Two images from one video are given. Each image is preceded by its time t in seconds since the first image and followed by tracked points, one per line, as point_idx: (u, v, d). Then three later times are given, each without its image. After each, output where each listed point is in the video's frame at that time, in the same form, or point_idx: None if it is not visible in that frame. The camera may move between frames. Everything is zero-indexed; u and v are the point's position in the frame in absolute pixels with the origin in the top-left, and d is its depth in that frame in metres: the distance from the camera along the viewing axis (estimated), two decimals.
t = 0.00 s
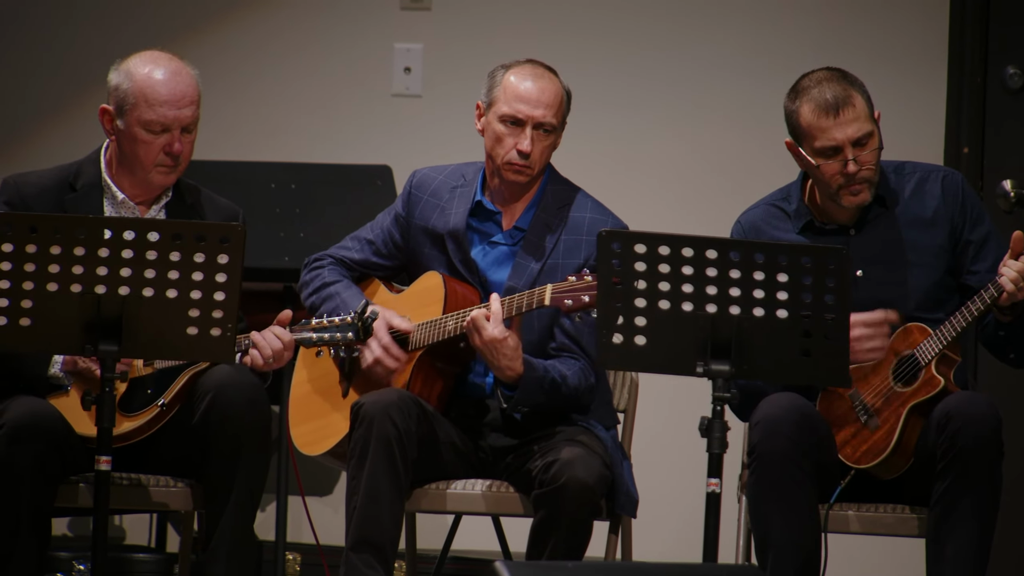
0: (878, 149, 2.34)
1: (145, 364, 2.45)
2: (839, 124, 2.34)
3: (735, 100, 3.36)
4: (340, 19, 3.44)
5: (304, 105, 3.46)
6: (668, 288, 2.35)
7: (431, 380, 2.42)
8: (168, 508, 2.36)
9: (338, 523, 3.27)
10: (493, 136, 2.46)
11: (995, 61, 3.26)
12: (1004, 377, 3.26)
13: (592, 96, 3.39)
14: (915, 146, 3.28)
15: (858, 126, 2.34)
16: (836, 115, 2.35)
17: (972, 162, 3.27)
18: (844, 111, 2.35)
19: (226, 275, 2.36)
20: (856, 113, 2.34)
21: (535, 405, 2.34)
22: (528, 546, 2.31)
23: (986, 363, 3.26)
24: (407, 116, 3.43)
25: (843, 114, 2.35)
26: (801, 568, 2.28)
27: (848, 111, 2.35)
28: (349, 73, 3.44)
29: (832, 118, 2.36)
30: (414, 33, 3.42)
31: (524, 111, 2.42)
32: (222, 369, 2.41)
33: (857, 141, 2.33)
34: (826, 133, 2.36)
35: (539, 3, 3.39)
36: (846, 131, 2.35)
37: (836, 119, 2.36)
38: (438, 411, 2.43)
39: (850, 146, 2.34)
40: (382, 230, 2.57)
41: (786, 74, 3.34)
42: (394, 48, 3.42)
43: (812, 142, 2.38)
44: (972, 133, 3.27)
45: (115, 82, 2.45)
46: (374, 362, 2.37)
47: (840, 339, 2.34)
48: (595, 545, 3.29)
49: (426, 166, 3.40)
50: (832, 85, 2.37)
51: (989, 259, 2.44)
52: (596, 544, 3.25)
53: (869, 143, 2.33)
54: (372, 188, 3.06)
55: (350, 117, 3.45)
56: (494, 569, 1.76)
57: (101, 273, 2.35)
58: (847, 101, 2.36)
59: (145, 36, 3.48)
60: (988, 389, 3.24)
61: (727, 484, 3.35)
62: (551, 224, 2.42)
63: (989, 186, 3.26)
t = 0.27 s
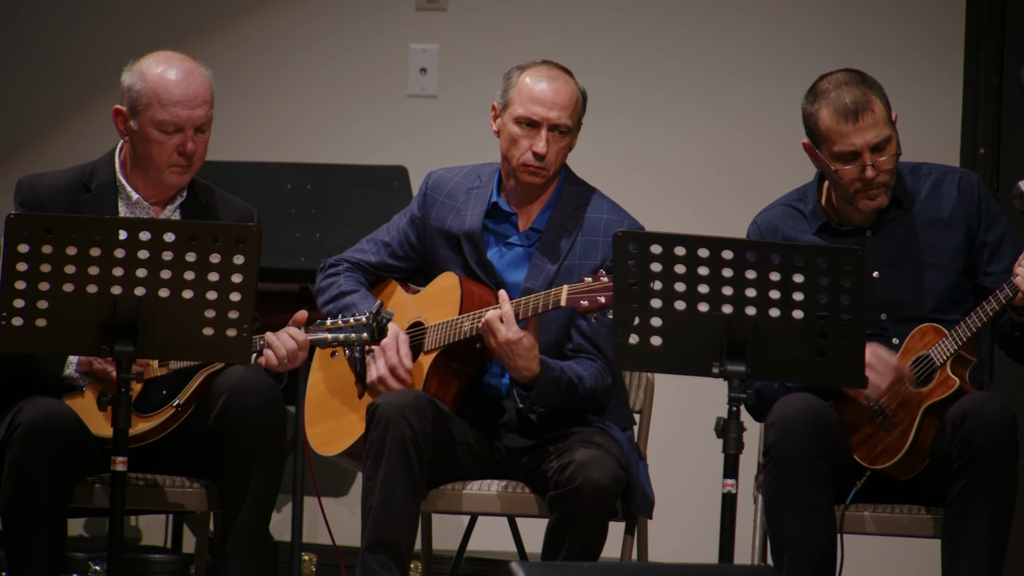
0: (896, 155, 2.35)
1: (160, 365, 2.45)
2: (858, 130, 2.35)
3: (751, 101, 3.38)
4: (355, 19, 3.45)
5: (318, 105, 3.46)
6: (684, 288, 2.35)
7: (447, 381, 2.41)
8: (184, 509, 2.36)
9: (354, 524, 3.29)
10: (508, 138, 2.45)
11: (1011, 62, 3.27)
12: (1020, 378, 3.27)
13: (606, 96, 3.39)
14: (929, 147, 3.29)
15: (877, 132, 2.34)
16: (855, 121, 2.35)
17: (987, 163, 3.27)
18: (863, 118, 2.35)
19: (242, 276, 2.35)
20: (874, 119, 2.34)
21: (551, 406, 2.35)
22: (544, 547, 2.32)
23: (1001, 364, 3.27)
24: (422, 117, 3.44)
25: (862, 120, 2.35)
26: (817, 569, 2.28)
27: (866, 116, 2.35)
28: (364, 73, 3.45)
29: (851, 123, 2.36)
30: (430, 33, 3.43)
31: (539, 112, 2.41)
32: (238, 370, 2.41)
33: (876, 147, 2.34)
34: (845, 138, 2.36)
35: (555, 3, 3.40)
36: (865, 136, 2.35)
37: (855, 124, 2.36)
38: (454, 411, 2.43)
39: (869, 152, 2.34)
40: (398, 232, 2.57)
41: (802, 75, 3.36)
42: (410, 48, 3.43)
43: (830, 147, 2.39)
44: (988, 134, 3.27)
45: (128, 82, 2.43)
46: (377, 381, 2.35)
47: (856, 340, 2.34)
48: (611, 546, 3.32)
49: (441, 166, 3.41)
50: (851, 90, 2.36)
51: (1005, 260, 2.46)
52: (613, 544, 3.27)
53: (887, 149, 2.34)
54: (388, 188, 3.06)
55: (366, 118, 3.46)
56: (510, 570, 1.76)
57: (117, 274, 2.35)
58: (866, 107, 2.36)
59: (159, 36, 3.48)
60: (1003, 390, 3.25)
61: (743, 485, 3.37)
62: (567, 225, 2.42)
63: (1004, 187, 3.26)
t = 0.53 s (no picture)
0: (912, 154, 2.35)
1: (175, 366, 2.45)
2: (875, 128, 2.35)
3: (763, 101, 3.38)
4: (370, 20, 3.47)
5: (334, 104, 3.50)
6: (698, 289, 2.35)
7: (461, 382, 2.42)
8: (198, 510, 2.36)
9: (368, 525, 3.31)
10: (522, 140, 2.45)
11: None
12: None
13: (618, 95, 3.41)
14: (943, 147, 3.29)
15: (894, 129, 2.35)
16: (872, 118, 2.36)
17: (1002, 163, 3.28)
18: (880, 115, 2.36)
19: (256, 276, 2.35)
20: (892, 117, 2.35)
21: (565, 407, 2.34)
22: (558, 548, 2.31)
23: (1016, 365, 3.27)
24: (437, 117, 3.47)
25: (879, 117, 2.36)
26: (831, 570, 2.28)
27: (883, 114, 2.36)
28: (380, 73, 3.48)
29: (868, 121, 2.37)
30: (444, 34, 3.45)
31: (552, 115, 2.41)
32: (252, 370, 2.42)
33: (892, 146, 2.34)
34: (861, 136, 2.37)
35: (568, 3, 3.41)
36: (882, 134, 2.36)
37: (872, 122, 2.37)
38: (468, 412, 2.43)
39: (885, 151, 2.35)
40: (412, 233, 2.57)
41: (815, 74, 3.35)
42: (424, 49, 3.45)
43: (847, 146, 2.39)
44: (1002, 135, 3.28)
45: (143, 83, 2.44)
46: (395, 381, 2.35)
47: (870, 341, 2.34)
48: (624, 547, 3.33)
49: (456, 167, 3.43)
50: (868, 88, 2.37)
51: (1020, 261, 2.44)
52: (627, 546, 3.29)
53: (904, 148, 2.34)
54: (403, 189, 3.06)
55: (381, 119, 3.48)
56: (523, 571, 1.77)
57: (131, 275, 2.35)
58: (883, 105, 2.37)
59: (175, 37, 3.52)
60: (1018, 391, 3.25)
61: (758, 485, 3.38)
62: (582, 225, 2.42)
63: (1019, 188, 3.26)
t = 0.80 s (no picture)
0: (929, 148, 2.35)
1: (190, 366, 2.45)
2: (892, 121, 2.36)
3: (775, 101, 3.39)
4: (387, 22, 3.52)
5: (350, 105, 3.54)
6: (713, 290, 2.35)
7: (476, 383, 2.42)
8: (213, 511, 2.36)
9: (383, 526, 3.33)
10: (534, 142, 2.45)
11: None
12: None
13: (631, 94, 3.43)
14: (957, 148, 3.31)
15: (910, 123, 2.35)
16: (888, 112, 2.37)
17: (1018, 163, 3.29)
18: (897, 109, 2.37)
19: (271, 277, 2.35)
20: (908, 111, 2.36)
21: (581, 407, 2.34)
22: (573, 548, 2.31)
23: None
24: (453, 118, 3.51)
25: (896, 111, 2.37)
26: (846, 571, 2.28)
27: (900, 108, 2.37)
28: (395, 74, 3.52)
29: (885, 114, 2.37)
30: (459, 35, 3.49)
31: (564, 118, 2.40)
32: (267, 371, 2.42)
33: (909, 139, 2.35)
34: (878, 130, 2.38)
35: (582, 4, 3.43)
36: (898, 128, 2.36)
37: (888, 116, 2.37)
38: (484, 413, 2.43)
39: (902, 144, 2.35)
40: (427, 233, 2.57)
41: (827, 74, 3.37)
42: (439, 50, 3.49)
43: (864, 140, 2.39)
44: (1018, 135, 3.29)
45: (160, 84, 2.45)
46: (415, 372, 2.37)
47: (886, 342, 2.33)
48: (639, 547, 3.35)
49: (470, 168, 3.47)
50: (884, 83, 2.38)
51: None
52: (642, 548, 3.31)
53: (921, 142, 2.35)
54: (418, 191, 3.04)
55: (398, 120, 3.52)
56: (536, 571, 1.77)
57: (147, 276, 2.36)
58: (899, 99, 2.38)
59: (194, 38, 3.58)
60: None
61: (773, 486, 3.40)
62: (597, 225, 2.42)
63: None
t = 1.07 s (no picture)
0: (947, 160, 2.36)
1: (205, 367, 2.46)
2: (911, 134, 2.37)
3: (789, 103, 3.42)
4: (402, 22, 3.53)
5: (364, 105, 3.56)
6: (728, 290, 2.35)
7: (491, 383, 2.42)
8: (228, 511, 2.36)
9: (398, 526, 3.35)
10: (543, 147, 2.45)
11: None
12: None
13: (644, 96, 3.46)
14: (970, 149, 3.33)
15: (930, 135, 2.36)
16: (908, 124, 2.37)
17: None
18: (917, 121, 2.37)
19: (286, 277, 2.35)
20: (928, 123, 2.36)
21: (596, 407, 2.34)
22: (587, 549, 2.31)
23: None
24: (468, 118, 3.53)
25: (915, 123, 2.37)
26: (861, 572, 2.28)
27: (920, 120, 2.37)
28: (411, 75, 3.54)
29: (904, 127, 2.38)
30: (474, 35, 3.51)
31: (570, 122, 2.40)
32: (282, 371, 2.42)
33: (928, 151, 2.36)
34: (897, 142, 2.38)
35: (597, 5, 3.46)
36: (918, 140, 2.37)
37: (908, 128, 2.38)
38: (498, 413, 2.43)
39: (921, 156, 2.36)
40: (441, 233, 2.58)
41: (840, 75, 3.40)
42: (454, 50, 3.51)
43: (882, 150, 2.40)
44: None
45: (176, 85, 2.46)
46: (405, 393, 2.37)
47: (900, 342, 2.33)
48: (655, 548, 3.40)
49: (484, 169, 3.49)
50: (905, 94, 2.38)
51: None
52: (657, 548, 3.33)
53: (939, 154, 2.36)
54: (433, 190, 3.05)
55: (414, 121, 3.54)
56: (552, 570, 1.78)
57: (161, 276, 2.36)
58: (920, 110, 2.38)
59: (209, 38, 3.59)
60: None
61: (786, 487, 3.42)
62: (612, 225, 2.42)
63: None
